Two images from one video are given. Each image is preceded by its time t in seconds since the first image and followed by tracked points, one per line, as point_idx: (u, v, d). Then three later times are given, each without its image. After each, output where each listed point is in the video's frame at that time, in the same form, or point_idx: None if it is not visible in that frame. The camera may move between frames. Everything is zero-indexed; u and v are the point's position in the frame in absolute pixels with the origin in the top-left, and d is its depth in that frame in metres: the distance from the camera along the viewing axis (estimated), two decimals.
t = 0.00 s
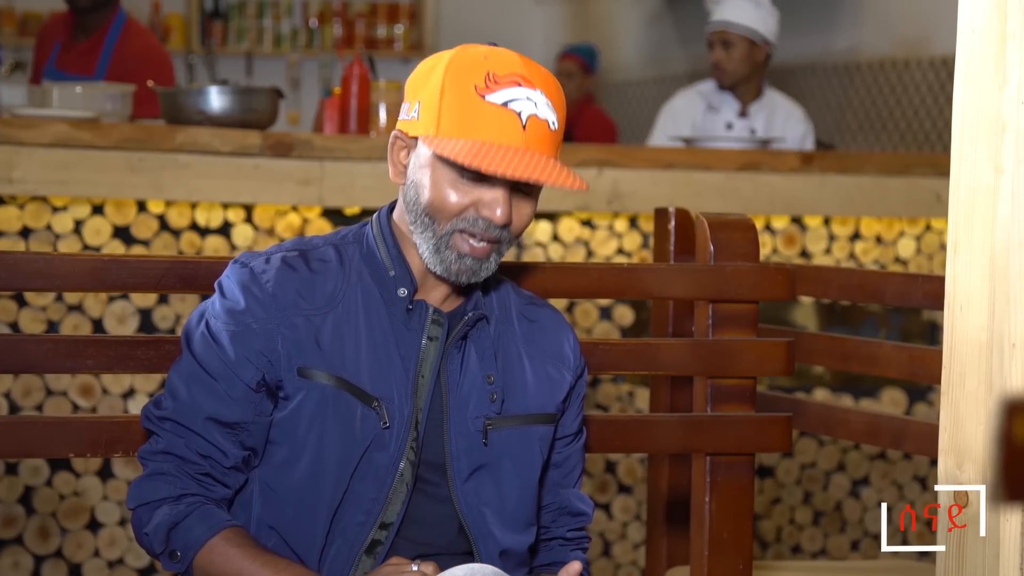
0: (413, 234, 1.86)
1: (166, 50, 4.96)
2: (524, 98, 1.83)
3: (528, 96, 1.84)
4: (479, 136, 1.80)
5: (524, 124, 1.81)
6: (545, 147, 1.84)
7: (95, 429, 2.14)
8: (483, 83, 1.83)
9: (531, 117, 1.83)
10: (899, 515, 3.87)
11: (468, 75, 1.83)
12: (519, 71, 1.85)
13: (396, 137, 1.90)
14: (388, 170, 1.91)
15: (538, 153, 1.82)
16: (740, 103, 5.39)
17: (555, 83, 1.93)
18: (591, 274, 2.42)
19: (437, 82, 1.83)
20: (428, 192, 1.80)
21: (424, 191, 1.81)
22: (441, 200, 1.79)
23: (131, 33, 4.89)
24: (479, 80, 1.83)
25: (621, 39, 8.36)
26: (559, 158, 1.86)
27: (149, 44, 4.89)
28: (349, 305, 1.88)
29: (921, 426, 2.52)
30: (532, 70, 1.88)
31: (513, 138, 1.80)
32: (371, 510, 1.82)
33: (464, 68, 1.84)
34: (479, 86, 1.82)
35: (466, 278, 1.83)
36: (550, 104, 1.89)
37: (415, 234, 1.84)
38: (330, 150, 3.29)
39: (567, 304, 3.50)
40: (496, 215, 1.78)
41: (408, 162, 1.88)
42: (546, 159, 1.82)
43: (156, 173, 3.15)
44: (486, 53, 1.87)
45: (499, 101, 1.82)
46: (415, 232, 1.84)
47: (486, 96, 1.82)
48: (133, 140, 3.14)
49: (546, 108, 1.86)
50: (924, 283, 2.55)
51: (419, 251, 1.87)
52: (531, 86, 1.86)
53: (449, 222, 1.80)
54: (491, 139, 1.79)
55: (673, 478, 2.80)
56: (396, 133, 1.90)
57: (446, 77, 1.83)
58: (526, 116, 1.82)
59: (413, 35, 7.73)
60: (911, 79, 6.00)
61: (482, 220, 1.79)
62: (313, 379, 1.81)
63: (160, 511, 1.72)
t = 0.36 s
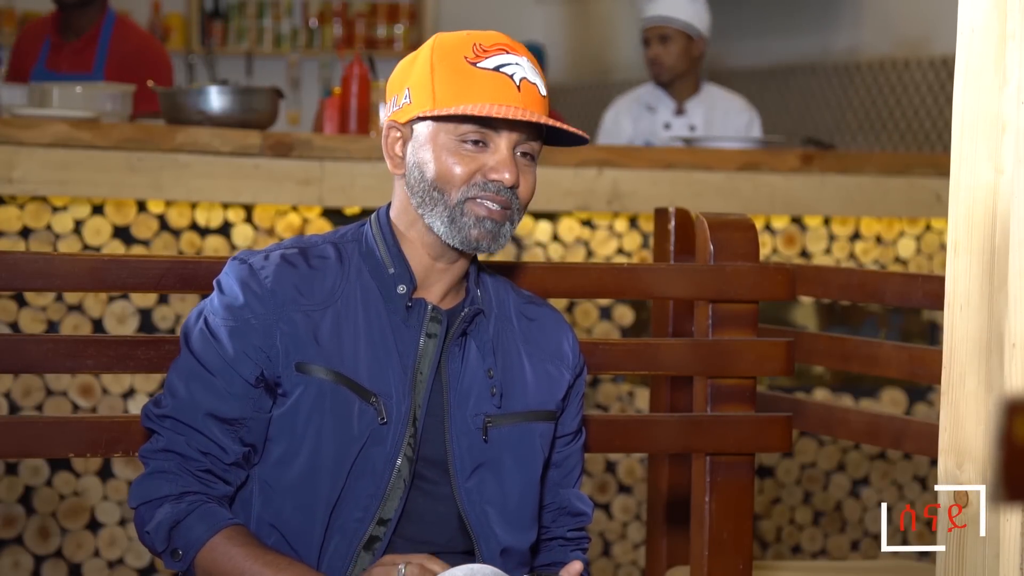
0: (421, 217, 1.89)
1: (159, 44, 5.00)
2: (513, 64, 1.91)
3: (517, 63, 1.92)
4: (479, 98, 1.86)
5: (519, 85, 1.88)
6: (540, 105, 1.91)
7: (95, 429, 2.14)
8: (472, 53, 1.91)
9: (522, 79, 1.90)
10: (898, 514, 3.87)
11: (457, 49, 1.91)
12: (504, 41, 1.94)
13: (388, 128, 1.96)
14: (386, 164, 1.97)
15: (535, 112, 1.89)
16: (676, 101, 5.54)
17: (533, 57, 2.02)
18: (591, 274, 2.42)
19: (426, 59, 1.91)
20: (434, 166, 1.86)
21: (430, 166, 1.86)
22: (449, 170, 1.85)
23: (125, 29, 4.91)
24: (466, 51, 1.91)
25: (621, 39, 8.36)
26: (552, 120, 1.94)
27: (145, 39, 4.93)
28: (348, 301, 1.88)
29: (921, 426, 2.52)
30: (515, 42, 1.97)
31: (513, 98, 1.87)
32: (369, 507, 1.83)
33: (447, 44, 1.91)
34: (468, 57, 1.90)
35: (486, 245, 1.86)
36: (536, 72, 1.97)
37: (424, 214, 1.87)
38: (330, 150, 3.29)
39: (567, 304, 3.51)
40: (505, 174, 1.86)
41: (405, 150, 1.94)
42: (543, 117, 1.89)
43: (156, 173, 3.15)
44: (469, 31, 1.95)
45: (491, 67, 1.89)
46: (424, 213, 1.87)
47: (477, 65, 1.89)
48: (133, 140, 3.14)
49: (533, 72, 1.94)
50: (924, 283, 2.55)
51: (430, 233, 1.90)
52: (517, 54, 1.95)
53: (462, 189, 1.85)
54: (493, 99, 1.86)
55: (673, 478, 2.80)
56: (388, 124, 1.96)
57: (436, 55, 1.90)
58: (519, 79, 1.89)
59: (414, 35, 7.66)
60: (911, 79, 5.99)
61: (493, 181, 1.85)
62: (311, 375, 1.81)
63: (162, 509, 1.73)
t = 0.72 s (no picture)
0: (420, 219, 1.89)
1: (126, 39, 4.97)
2: (512, 65, 1.91)
3: (515, 63, 1.92)
4: (478, 98, 1.86)
5: (517, 87, 1.88)
6: (538, 106, 1.91)
7: (95, 429, 2.14)
8: (470, 54, 1.91)
9: (521, 79, 1.90)
10: (898, 514, 3.87)
11: (455, 49, 1.91)
12: (503, 41, 1.94)
13: (388, 128, 1.96)
14: (385, 164, 1.97)
15: (533, 113, 1.89)
16: (636, 98, 5.79)
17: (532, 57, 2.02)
18: (590, 274, 2.42)
19: (424, 59, 1.91)
20: (433, 167, 1.86)
21: (429, 168, 1.86)
22: (446, 173, 1.85)
23: (91, 24, 4.87)
24: (465, 51, 1.91)
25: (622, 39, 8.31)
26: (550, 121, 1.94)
27: (111, 32, 4.90)
28: (349, 302, 1.88)
29: (921, 426, 2.52)
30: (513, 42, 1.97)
31: (510, 99, 1.87)
32: (370, 506, 1.83)
33: (446, 44, 1.92)
34: (467, 57, 1.90)
35: (484, 249, 1.87)
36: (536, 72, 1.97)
37: (422, 216, 1.87)
38: (330, 150, 3.29)
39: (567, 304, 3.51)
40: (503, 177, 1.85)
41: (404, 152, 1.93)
42: (541, 118, 1.90)
43: (156, 173, 3.15)
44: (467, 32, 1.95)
45: (490, 68, 1.89)
46: (422, 215, 1.87)
47: (475, 65, 1.90)
48: (133, 140, 3.14)
49: (531, 72, 1.94)
50: (924, 283, 2.55)
51: (428, 235, 1.90)
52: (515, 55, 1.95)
53: (460, 193, 1.84)
54: (490, 101, 1.86)
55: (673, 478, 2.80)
56: (387, 123, 1.96)
57: (434, 55, 1.91)
58: (517, 80, 1.89)
59: (414, 35, 7.68)
60: (911, 79, 5.98)
61: (491, 184, 1.85)
62: (312, 375, 1.81)
63: (168, 512, 1.73)
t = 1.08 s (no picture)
0: (409, 225, 1.89)
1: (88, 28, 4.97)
2: (515, 81, 1.88)
3: (519, 79, 1.89)
4: (478, 116, 1.84)
5: (516, 106, 1.86)
6: (540, 127, 1.88)
7: (96, 429, 2.14)
8: (473, 67, 1.88)
9: (525, 101, 1.87)
10: (899, 514, 3.87)
11: (459, 61, 1.88)
12: (508, 56, 1.91)
13: (388, 128, 1.95)
14: (384, 163, 1.97)
15: (535, 135, 1.87)
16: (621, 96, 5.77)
17: (541, 68, 1.98)
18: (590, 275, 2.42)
19: (428, 66, 1.88)
20: (425, 178, 1.85)
21: (422, 178, 1.85)
22: (437, 186, 1.84)
23: (58, 18, 4.84)
24: (469, 64, 1.88)
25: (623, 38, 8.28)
26: (552, 140, 1.91)
27: (79, 25, 4.88)
28: (348, 300, 1.88)
29: (921, 427, 2.52)
30: (522, 55, 1.94)
31: (507, 119, 1.85)
32: (368, 504, 1.83)
33: (452, 52, 1.89)
34: (470, 71, 1.88)
35: (469, 263, 1.87)
36: (541, 87, 1.95)
37: (413, 224, 1.88)
38: (330, 150, 3.29)
39: (567, 304, 3.51)
40: (494, 195, 1.83)
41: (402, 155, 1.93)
42: (542, 140, 1.87)
43: (156, 173, 3.15)
44: (474, 40, 1.92)
45: (491, 84, 1.87)
46: (413, 222, 1.88)
47: (480, 81, 1.87)
48: (133, 140, 3.14)
49: (538, 92, 1.90)
50: (924, 283, 2.55)
51: (416, 243, 1.90)
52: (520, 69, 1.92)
53: (448, 208, 1.84)
54: (486, 120, 1.84)
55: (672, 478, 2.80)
56: (389, 125, 1.95)
57: (438, 64, 1.88)
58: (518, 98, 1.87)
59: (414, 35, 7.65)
60: (911, 79, 5.97)
61: (481, 202, 1.83)
62: (312, 372, 1.81)
63: (172, 512, 1.74)
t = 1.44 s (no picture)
0: (408, 251, 1.84)
1: (89, 25, 4.97)
2: (543, 165, 1.77)
3: (548, 163, 1.77)
4: (485, 190, 1.75)
5: (535, 193, 1.75)
6: (552, 213, 1.78)
7: (96, 429, 2.14)
8: (507, 140, 1.77)
9: (545, 182, 1.76)
10: (898, 515, 3.87)
11: (494, 126, 1.77)
12: (547, 135, 1.78)
13: (412, 150, 1.87)
14: (398, 175, 1.89)
15: (543, 220, 1.77)
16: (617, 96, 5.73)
17: (584, 141, 1.85)
18: (590, 275, 2.41)
19: (462, 118, 1.78)
20: (427, 220, 1.77)
21: (424, 218, 1.77)
22: (437, 233, 1.76)
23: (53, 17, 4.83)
24: (503, 135, 1.77)
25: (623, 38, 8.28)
26: (565, 222, 1.81)
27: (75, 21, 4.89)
28: (349, 307, 1.88)
29: (921, 427, 2.52)
30: (563, 131, 1.81)
31: (520, 206, 1.75)
32: (370, 512, 1.83)
33: (490, 111, 1.78)
34: (501, 141, 1.77)
35: (450, 304, 1.84)
36: (572, 167, 1.82)
37: (410, 251, 1.83)
38: (330, 150, 3.29)
39: (567, 304, 3.51)
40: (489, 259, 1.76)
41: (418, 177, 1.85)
42: (549, 225, 1.77)
43: (156, 173, 3.15)
44: (521, 103, 1.80)
45: (517, 164, 1.76)
46: (410, 249, 1.83)
47: (505, 153, 1.76)
48: (133, 140, 3.14)
49: (566, 173, 1.78)
50: (924, 283, 2.55)
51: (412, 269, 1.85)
52: (556, 151, 1.79)
53: (442, 255, 1.77)
54: (497, 201, 1.75)
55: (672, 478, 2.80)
56: (412, 148, 1.87)
57: (472, 122, 1.77)
58: (539, 185, 1.75)
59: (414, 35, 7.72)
60: (911, 79, 5.97)
61: (474, 260, 1.76)
62: (314, 381, 1.82)
63: (172, 518, 1.74)
